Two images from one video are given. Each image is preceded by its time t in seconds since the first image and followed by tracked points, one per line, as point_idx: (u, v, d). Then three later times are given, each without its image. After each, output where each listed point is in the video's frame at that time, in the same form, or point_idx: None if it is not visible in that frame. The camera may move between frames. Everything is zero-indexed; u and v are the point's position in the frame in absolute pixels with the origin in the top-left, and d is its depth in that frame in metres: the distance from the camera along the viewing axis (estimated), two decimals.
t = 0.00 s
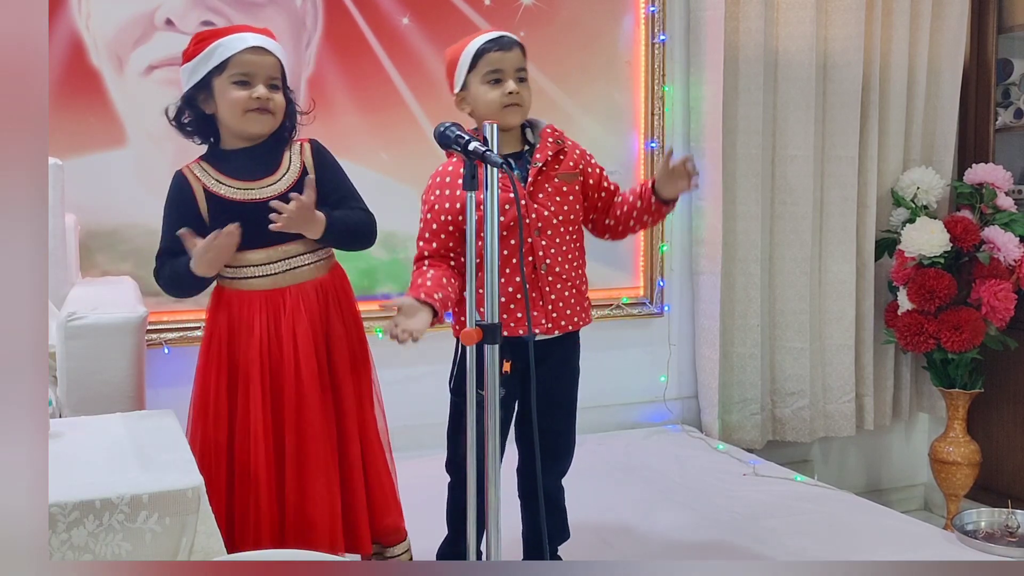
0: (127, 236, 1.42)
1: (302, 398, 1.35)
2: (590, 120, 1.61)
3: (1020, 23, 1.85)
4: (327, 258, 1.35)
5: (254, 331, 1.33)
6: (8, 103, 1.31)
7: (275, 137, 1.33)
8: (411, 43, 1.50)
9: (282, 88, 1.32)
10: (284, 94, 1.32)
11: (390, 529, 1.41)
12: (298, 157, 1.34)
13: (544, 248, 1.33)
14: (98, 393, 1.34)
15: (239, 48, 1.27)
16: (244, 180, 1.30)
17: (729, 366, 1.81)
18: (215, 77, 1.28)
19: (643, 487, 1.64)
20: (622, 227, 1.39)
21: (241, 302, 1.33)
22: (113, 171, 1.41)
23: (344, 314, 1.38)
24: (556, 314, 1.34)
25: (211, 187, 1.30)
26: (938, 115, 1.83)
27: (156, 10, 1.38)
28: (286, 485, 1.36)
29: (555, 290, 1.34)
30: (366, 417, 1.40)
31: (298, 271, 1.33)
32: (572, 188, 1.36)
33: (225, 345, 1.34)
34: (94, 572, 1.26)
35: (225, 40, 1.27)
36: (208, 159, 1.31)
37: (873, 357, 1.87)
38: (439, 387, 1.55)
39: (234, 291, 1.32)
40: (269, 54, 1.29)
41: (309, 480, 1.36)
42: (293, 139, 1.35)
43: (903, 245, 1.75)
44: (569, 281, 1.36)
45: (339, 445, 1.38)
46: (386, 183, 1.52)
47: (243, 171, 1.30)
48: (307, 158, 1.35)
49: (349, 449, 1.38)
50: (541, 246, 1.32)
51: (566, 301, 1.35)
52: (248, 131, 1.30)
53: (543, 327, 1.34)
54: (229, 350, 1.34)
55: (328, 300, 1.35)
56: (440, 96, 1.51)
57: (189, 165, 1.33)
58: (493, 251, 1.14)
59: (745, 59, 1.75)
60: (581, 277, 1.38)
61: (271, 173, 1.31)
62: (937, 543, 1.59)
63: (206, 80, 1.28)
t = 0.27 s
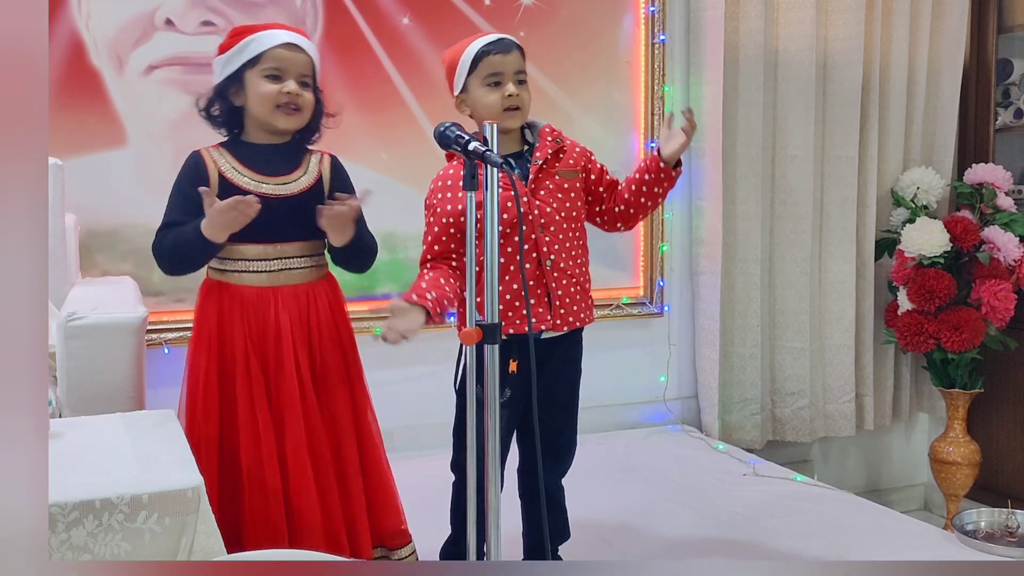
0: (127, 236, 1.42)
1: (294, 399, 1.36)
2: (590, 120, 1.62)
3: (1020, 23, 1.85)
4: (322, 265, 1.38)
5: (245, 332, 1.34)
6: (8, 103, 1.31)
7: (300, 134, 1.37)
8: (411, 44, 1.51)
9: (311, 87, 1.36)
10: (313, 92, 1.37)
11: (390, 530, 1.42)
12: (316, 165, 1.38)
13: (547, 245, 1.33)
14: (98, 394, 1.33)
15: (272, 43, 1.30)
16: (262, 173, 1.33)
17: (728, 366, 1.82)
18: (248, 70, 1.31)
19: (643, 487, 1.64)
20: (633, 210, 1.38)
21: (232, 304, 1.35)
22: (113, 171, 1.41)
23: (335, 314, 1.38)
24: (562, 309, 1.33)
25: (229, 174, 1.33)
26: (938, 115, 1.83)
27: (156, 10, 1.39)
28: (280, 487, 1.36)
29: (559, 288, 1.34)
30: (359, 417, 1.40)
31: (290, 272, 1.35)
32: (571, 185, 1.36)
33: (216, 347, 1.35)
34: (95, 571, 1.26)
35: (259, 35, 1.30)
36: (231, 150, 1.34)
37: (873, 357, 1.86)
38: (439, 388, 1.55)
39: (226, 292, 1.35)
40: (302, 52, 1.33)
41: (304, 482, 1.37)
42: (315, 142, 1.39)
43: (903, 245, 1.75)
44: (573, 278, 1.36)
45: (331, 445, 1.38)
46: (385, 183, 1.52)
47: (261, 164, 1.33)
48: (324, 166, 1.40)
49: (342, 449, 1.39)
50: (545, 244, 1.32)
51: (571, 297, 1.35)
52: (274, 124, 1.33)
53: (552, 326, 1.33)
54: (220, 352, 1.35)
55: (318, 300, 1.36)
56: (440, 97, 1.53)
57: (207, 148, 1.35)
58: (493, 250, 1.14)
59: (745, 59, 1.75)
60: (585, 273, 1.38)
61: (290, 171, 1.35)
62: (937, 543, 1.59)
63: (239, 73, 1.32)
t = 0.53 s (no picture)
0: (127, 236, 1.40)
1: (280, 399, 1.38)
2: (591, 121, 1.61)
3: (1019, 23, 1.86)
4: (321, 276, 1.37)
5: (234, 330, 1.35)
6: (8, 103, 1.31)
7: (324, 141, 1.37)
8: (411, 43, 1.52)
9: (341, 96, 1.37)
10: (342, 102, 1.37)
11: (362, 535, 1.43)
12: (333, 176, 1.38)
13: (539, 244, 1.33)
14: (98, 393, 1.34)
15: (305, 51, 1.31)
16: (280, 176, 1.33)
17: (729, 366, 1.81)
18: (279, 75, 1.31)
19: (643, 487, 1.64)
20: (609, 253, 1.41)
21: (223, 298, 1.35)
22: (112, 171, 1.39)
23: (324, 320, 1.39)
24: (544, 309, 1.34)
25: (247, 172, 1.32)
26: (938, 115, 1.84)
27: (156, 10, 1.39)
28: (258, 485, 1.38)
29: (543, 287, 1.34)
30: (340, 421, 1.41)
31: (288, 275, 1.35)
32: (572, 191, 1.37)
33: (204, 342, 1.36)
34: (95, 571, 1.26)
35: (293, 42, 1.31)
36: (253, 152, 1.33)
37: (873, 358, 1.86)
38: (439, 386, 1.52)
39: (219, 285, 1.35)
40: (334, 62, 1.33)
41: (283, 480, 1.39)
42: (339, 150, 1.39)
43: (903, 245, 1.75)
44: (558, 281, 1.36)
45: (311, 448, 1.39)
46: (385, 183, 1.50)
47: (280, 167, 1.33)
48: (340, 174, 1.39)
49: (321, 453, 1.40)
50: (536, 242, 1.33)
51: (553, 300, 1.35)
52: (301, 129, 1.33)
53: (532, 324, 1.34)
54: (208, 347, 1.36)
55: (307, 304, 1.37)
56: (440, 98, 1.53)
57: (227, 144, 1.33)
58: (493, 249, 1.14)
59: (745, 59, 1.75)
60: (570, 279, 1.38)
61: (307, 181, 1.34)
62: (937, 543, 1.59)
63: (270, 79, 1.32)
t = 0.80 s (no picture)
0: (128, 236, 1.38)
1: (295, 397, 1.41)
2: (592, 121, 1.60)
3: (1019, 23, 1.87)
4: (322, 263, 1.41)
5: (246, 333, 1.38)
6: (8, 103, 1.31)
7: (283, 132, 1.38)
8: (411, 43, 1.50)
9: (292, 85, 1.38)
10: (293, 90, 1.39)
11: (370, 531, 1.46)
12: (304, 161, 1.40)
13: (544, 243, 1.34)
14: (98, 393, 1.34)
15: (250, 42, 1.33)
16: (249, 176, 1.35)
17: (729, 366, 1.81)
18: (225, 71, 1.33)
19: (643, 487, 1.64)
20: (614, 234, 1.42)
21: (234, 303, 1.38)
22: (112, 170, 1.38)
23: (335, 320, 1.43)
24: (555, 308, 1.36)
25: (218, 182, 1.34)
26: (938, 115, 1.84)
27: (156, 10, 1.37)
28: (271, 484, 1.41)
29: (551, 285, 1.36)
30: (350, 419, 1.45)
31: (291, 271, 1.38)
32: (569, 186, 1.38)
33: (216, 346, 1.39)
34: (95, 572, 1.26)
35: (236, 35, 1.33)
36: (215, 157, 1.35)
37: (873, 358, 1.86)
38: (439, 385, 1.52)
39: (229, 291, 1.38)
40: (278, 51, 1.35)
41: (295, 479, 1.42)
42: (299, 139, 1.40)
43: (903, 245, 1.75)
44: (565, 277, 1.38)
45: (323, 447, 1.43)
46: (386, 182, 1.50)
47: (249, 168, 1.35)
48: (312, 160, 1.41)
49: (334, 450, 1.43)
50: (542, 242, 1.34)
51: (562, 297, 1.37)
52: (255, 124, 1.35)
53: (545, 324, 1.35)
54: (219, 351, 1.39)
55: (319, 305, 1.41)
56: (440, 97, 1.51)
57: (192, 159, 1.35)
58: (493, 249, 1.14)
59: (745, 59, 1.75)
60: (575, 275, 1.40)
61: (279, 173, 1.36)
62: (937, 543, 1.60)
63: (216, 76, 1.34)
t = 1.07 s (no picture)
0: (129, 236, 1.36)
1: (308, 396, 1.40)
2: (591, 121, 1.61)
3: (1019, 23, 1.87)
4: (323, 255, 1.41)
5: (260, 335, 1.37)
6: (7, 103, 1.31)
7: (255, 135, 1.38)
8: (410, 43, 1.50)
9: (258, 86, 1.38)
10: (260, 92, 1.38)
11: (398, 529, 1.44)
12: (284, 156, 1.40)
13: (557, 244, 1.36)
14: (97, 393, 1.34)
15: (211, 48, 1.33)
16: (233, 184, 1.35)
17: (729, 366, 1.80)
18: (189, 79, 1.33)
19: (643, 487, 1.63)
20: (631, 204, 1.43)
21: (246, 308, 1.37)
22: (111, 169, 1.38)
23: (348, 319, 1.43)
24: (573, 308, 1.36)
25: (207, 197, 1.34)
26: (938, 115, 1.84)
27: (156, 10, 1.37)
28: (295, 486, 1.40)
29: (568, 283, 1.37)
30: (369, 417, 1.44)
31: (297, 271, 1.39)
32: (573, 183, 1.39)
33: (232, 350, 1.37)
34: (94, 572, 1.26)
35: (196, 41, 1.32)
36: (194, 169, 1.35)
37: (873, 358, 1.87)
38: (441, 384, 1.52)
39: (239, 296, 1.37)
40: (242, 52, 1.35)
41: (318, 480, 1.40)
42: (275, 139, 1.40)
43: (903, 245, 1.75)
44: (582, 275, 1.40)
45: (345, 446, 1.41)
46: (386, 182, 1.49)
47: (231, 175, 1.35)
48: (295, 158, 1.41)
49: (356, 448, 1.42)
50: (555, 243, 1.35)
51: (581, 294, 1.38)
52: (225, 130, 1.35)
53: (566, 324, 1.36)
54: (235, 356, 1.38)
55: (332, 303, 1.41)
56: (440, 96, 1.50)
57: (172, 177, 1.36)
58: (493, 250, 1.14)
59: (745, 59, 1.75)
60: (587, 267, 1.40)
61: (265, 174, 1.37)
62: (937, 543, 1.59)
63: (181, 84, 1.34)
